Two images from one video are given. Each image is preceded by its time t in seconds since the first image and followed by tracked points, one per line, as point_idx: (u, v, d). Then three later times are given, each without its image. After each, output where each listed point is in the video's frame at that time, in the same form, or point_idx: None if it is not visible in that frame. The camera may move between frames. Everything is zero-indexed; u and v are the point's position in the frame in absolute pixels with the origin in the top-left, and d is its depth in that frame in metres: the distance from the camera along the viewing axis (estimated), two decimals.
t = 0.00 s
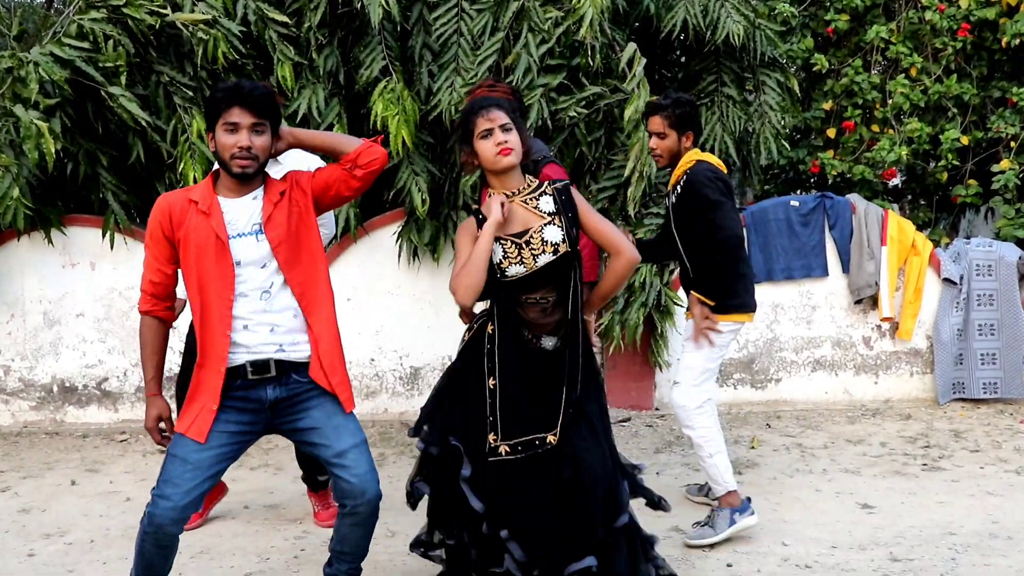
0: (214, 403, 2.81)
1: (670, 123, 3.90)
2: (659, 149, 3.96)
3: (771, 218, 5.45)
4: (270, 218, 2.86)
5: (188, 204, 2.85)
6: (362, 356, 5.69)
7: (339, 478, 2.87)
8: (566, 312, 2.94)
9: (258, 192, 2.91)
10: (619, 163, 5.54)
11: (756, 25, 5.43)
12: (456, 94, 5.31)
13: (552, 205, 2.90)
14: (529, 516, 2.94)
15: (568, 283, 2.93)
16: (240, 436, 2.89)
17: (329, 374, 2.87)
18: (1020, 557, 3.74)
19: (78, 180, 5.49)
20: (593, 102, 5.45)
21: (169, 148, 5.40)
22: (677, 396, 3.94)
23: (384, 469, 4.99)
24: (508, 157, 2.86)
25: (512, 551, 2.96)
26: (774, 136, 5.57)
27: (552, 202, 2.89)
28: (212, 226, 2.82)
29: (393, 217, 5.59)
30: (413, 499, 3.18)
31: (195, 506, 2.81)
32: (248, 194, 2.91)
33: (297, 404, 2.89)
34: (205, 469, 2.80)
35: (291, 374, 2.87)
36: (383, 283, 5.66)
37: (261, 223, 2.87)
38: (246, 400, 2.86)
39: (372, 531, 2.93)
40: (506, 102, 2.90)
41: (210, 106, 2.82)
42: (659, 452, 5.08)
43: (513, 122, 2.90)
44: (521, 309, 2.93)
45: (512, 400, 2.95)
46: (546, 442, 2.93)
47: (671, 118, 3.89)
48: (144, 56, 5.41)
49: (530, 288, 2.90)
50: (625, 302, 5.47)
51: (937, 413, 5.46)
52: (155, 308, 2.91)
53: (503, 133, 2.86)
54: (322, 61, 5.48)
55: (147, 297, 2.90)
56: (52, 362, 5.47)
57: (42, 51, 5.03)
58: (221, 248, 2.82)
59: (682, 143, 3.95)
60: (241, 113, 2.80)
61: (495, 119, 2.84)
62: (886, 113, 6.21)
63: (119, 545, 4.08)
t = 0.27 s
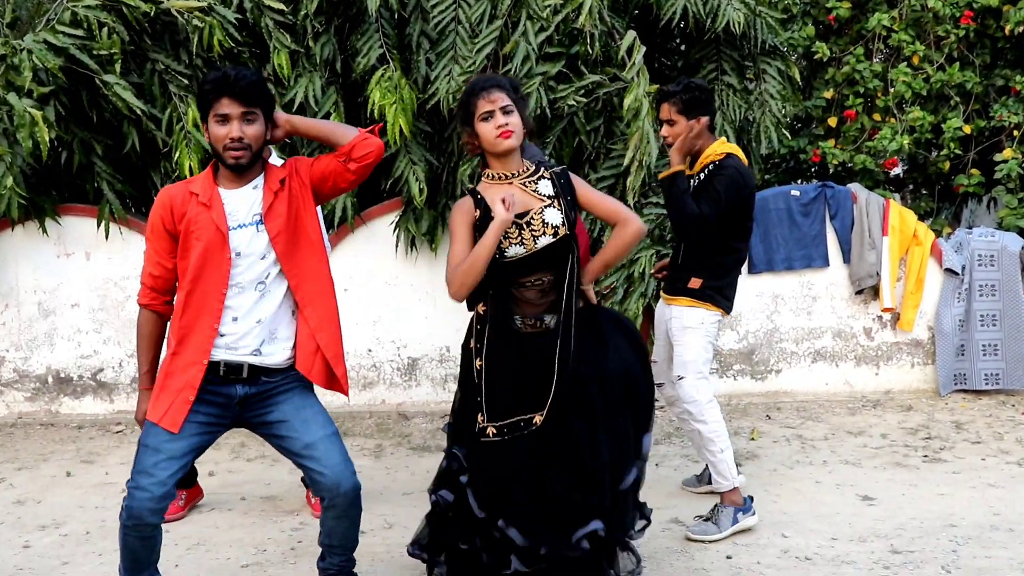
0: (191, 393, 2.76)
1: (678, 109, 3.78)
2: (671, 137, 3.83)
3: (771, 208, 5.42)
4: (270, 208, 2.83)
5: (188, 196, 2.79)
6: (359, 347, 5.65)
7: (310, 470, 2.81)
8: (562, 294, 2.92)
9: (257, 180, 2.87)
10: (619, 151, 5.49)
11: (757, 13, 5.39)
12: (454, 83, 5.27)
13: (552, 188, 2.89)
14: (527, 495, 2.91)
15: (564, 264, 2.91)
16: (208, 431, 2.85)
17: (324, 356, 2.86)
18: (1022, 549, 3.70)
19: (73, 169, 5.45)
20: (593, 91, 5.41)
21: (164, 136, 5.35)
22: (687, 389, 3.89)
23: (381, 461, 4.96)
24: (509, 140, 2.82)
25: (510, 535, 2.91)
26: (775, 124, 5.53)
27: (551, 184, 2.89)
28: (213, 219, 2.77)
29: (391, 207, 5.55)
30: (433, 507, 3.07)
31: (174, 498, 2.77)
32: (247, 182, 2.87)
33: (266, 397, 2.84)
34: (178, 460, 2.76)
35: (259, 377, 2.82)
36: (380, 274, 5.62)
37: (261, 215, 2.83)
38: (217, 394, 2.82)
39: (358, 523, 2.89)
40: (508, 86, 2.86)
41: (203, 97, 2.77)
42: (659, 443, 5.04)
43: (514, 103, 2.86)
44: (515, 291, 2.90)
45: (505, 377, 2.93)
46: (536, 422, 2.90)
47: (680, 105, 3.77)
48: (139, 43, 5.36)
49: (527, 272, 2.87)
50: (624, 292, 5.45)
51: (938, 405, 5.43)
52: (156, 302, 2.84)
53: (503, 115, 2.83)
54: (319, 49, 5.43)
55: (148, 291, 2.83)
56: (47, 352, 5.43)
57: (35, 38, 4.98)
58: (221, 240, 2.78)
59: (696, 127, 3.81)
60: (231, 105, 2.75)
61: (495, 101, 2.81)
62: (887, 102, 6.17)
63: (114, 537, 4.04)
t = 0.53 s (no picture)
0: (209, 387, 2.77)
1: (673, 113, 3.80)
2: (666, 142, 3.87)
3: (772, 202, 5.42)
4: (258, 207, 2.82)
5: (175, 187, 2.79)
6: (359, 341, 5.65)
7: (335, 460, 2.83)
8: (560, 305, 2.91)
9: (246, 179, 2.86)
10: (619, 145, 5.49)
11: (757, 6, 5.38)
12: (454, 76, 5.26)
13: (547, 195, 2.88)
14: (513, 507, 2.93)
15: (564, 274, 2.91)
16: (235, 423, 2.85)
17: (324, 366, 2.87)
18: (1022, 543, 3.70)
19: (72, 163, 5.45)
20: (593, 85, 5.40)
21: (164, 130, 5.35)
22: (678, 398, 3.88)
23: (381, 455, 4.96)
24: (502, 147, 2.82)
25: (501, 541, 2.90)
26: (775, 118, 5.54)
27: (548, 191, 2.88)
28: (199, 211, 2.77)
29: (391, 201, 5.54)
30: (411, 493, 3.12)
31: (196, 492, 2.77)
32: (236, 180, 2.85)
33: (288, 388, 2.85)
34: (201, 454, 2.76)
35: (281, 359, 2.83)
36: (380, 267, 5.61)
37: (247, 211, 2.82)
38: (239, 384, 2.82)
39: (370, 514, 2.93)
40: (504, 92, 2.86)
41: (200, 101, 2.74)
42: (659, 438, 5.04)
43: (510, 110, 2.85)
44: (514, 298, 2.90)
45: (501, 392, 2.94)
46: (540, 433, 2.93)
47: (675, 109, 3.78)
48: (139, 37, 5.36)
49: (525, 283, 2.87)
50: (624, 287, 5.44)
51: (939, 399, 5.43)
52: (149, 293, 2.81)
53: (498, 121, 2.82)
54: (319, 43, 5.42)
55: (138, 282, 2.80)
56: (47, 346, 5.43)
57: (35, 32, 4.97)
58: (207, 233, 2.77)
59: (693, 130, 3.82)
60: (233, 113, 2.72)
61: (490, 107, 2.82)
62: (888, 96, 6.16)
63: (114, 530, 4.04)
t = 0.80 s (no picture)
0: (180, 394, 2.75)
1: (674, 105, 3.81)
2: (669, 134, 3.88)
3: (773, 201, 5.42)
4: (264, 211, 2.82)
5: (183, 199, 2.77)
6: (360, 341, 5.65)
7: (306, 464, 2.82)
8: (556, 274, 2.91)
9: (251, 183, 2.86)
10: (621, 145, 5.49)
11: (759, 6, 5.39)
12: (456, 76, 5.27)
13: (542, 177, 2.90)
14: (528, 480, 2.88)
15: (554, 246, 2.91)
16: (204, 426, 2.83)
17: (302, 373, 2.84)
18: None
19: (74, 163, 5.46)
20: (595, 84, 5.39)
21: (166, 130, 5.36)
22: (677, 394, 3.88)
23: (382, 455, 4.96)
24: (498, 137, 2.84)
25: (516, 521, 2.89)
26: (776, 118, 5.54)
27: (542, 172, 2.90)
28: (208, 223, 2.76)
29: (392, 201, 5.54)
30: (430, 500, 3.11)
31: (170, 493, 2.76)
32: (240, 184, 2.85)
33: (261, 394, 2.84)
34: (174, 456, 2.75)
35: (256, 372, 2.82)
36: (382, 268, 5.62)
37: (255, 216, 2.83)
38: (212, 388, 2.81)
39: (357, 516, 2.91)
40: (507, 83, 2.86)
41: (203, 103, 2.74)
42: (660, 437, 5.04)
43: (507, 99, 2.85)
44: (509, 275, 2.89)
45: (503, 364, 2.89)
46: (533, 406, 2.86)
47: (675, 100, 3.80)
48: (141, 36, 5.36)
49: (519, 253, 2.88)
50: (626, 286, 5.44)
51: (941, 398, 5.42)
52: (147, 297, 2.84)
53: (494, 111, 2.83)
54: (320, 43, 5.42)
55: (137, 286, 2.83)
56: (49, 346, 5.44)
57: (37, 32, 4.97)
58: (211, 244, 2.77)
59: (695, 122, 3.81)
60: (236, 113, 2.72)
61: (488, 97, 2.82)
62: (890, 95, 6.16)
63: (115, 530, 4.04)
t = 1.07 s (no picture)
0: (206, 396, 2.78)
1: (675, 106, 3.82)
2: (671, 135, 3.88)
3: (775, 202, 5.41)
4: (259, 217, 2.81)
5: (179, 197, 2.79)
6: (363, 341, 5.65)
7: (344, 457, 2.85)
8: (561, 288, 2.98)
9: (250, 187, 2.85)
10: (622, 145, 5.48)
11: (761, 6, 5.39)
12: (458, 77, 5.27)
13: (547, 183, 2.91)
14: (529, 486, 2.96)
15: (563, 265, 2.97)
16: (240, 426, 2.85)
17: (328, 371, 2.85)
18: None
19: (76, 163, 5.46)
20: (597, 85, 5.38)
21: (168, 130, 5.36)
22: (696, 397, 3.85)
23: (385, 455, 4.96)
24: (496, 144, 2.83)
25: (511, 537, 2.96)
26: (778, 118, 5.54)
27: (546, 180, 2.90)
28: (200, 222, 2.77)
29: (393, 202, 5.54)
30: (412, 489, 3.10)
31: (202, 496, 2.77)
32: (241, 188, 2.84)
33: (295, 389, 2.86)
34: (207, 457, 2.76)
35: (283, 360, 2.83)
36: (385, 267, 5.62)
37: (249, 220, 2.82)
38: (244, 387, 2.83)
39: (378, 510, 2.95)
40: (509, 90, 2.85)
41: (205, 103, 2.75)
42: (663, 438, 5.03)
43: (509, 107, 2.84)
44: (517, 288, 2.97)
45: (502, 376, 2.99)
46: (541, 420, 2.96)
47: (677, 103, 3.81)
48: (143, 36, 5.36)
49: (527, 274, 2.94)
50: (628, 286, 5.44)
51: (943, 399, 5.42)
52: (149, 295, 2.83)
53: (493, 118, 2.82)
54: (322, 44, 5.42)
55: (138, 284, 2.82)
56: (52, 346, 5.44)
57: (40, 32, 4.97)
58: (204, 243, 2.77)
59: (690, 125, 3.83)
60: (236, 110, 2.73)
61: (489, 103, 2.80)
62: (892, 95, 6.15)
63: (118, 530, 4.05)
